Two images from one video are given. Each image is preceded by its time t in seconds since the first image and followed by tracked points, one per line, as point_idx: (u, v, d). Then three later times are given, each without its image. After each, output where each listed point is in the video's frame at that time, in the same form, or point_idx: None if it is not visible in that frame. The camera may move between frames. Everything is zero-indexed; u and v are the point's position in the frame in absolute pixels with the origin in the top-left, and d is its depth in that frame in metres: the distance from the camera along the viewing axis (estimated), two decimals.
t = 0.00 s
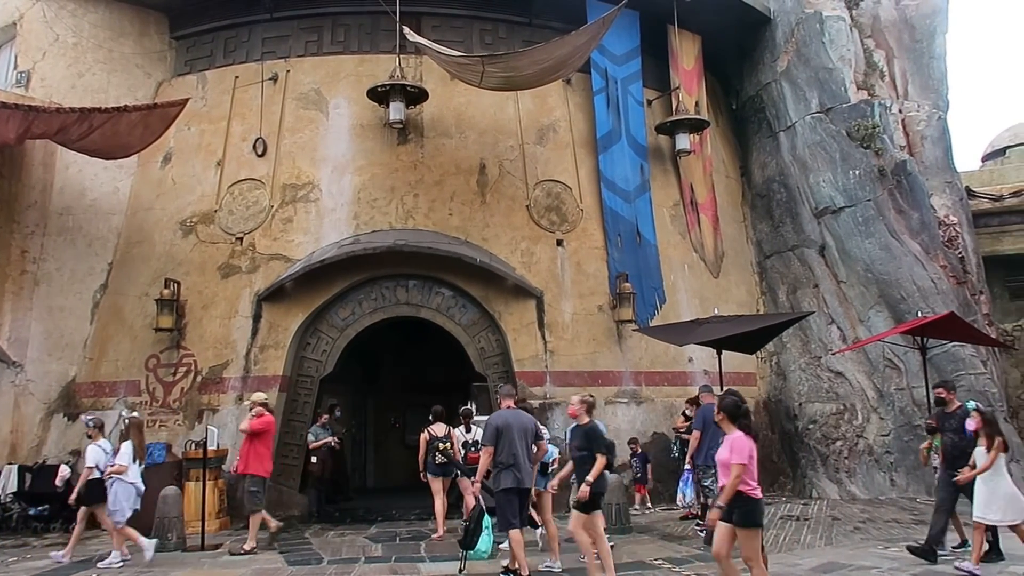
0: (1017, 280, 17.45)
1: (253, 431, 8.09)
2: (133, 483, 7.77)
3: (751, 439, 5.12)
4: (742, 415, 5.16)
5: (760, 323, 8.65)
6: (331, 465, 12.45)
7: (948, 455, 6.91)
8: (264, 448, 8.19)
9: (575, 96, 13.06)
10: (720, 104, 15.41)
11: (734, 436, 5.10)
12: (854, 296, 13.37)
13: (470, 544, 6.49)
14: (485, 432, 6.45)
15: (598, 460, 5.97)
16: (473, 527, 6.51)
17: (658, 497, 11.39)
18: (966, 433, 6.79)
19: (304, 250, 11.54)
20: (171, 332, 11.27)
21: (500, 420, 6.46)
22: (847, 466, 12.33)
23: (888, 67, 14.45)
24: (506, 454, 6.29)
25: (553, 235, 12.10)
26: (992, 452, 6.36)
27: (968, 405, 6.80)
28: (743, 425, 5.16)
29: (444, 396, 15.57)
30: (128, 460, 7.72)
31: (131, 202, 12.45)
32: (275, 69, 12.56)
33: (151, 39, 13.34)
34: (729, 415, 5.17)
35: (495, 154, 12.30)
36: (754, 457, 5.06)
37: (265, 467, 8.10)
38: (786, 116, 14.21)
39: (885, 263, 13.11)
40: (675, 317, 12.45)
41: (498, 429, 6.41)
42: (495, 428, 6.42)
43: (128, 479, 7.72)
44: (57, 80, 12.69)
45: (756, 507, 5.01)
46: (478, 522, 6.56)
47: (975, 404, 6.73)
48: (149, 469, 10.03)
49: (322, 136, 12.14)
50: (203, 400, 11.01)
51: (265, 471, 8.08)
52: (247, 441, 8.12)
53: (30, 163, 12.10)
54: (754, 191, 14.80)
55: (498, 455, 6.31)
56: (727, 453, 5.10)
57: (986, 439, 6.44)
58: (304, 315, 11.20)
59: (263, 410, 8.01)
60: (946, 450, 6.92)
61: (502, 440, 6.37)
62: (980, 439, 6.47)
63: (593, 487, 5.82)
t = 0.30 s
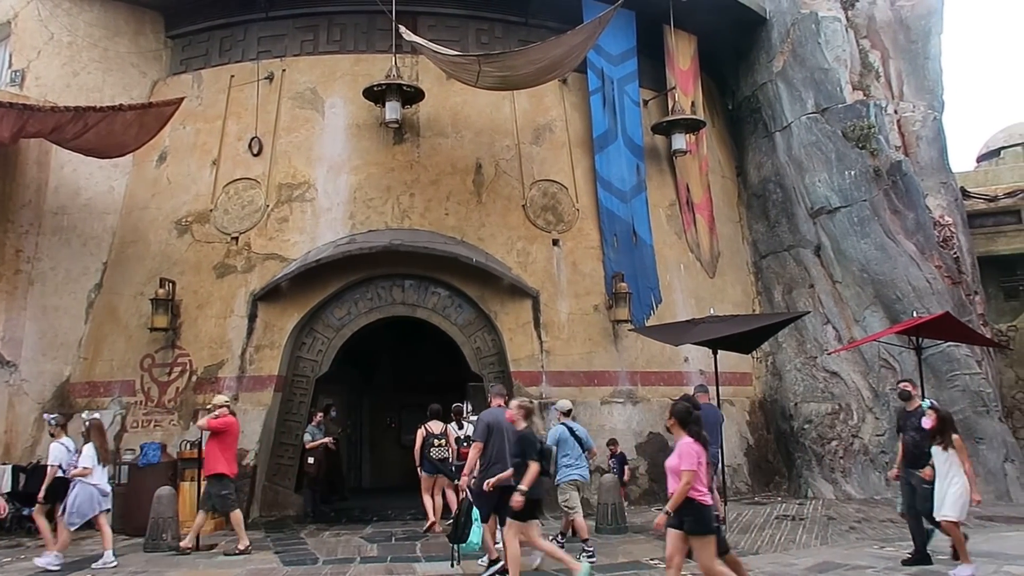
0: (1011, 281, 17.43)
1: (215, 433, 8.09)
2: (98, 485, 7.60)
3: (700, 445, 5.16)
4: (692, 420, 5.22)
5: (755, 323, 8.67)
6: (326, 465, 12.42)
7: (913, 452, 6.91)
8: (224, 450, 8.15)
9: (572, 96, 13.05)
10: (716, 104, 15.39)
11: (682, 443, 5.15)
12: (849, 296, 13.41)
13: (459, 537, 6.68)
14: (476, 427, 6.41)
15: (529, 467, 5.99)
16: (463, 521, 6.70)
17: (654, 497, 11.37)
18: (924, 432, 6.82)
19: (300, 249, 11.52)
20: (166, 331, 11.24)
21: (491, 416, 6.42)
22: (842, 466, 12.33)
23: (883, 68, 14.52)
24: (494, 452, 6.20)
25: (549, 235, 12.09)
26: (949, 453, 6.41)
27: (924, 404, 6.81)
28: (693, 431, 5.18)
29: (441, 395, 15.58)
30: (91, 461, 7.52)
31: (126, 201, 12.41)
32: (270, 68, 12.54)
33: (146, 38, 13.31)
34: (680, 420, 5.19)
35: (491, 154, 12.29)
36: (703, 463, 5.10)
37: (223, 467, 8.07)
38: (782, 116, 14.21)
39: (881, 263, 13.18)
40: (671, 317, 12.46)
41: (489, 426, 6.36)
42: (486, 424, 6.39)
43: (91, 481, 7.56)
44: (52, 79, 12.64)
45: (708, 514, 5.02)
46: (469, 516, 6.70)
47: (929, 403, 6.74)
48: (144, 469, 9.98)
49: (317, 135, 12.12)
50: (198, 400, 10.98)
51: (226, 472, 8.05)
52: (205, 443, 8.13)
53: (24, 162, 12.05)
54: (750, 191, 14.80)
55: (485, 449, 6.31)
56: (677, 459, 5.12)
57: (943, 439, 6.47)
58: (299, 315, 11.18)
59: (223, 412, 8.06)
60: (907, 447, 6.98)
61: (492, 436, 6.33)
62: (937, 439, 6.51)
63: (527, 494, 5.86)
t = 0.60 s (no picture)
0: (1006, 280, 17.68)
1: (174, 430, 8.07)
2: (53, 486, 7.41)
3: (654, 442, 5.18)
4: (646, 417, 5.21)
5: (752, 322, 8.67)
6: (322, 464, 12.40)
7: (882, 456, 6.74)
8: (186, 447, 8.14)
9: (568, 95, 13.04)
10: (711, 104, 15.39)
11: (637, 440, 5.16)
12: (845, 295, 13.45)
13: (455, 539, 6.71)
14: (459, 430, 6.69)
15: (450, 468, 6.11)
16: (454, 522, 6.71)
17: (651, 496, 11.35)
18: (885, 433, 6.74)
19: (296, 248, 11.50)
20: (161, 331, 11.21)
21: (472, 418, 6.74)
22: (838, 465, 12.33)
23: (878, 68, 14.59)
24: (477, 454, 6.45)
25: (546, 234, 12.08)
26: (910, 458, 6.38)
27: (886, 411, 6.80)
28: (647, 426, 5.21)
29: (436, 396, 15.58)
30: (43, 463, 7.41)
31: (121, 200, 12.38)
32: (266, 67, 12.51)
33: (141, 37, 13.27)
34: (633, 416, 5.21)
35: (487, 153, 12.28)
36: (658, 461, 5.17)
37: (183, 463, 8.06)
38: (778, 115, 14.23)
39: (876, 262, 13.24)
40: (668, 316, 12.47)
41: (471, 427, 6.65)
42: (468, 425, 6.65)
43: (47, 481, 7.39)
44: (46, 77, 12.58)
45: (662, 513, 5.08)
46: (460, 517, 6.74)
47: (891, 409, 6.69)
48: (139, 469, 9.93)
49: (314, 134, 12.10)
50: (193, 400, 10.95)
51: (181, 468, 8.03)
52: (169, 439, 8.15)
53: (19, 161, 11.99)
54: (746, 190, 14.81)
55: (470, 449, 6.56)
56: (631, 458, 5.15)
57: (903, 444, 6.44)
58: (295, 314, 11.15)
59: (183, 408, 8.08)
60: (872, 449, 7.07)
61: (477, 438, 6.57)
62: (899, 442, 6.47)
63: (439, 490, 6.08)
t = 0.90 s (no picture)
0: (1002, 279, 17.74)
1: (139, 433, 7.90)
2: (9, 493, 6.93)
3: (602, 444, 5.14)
4: (593, 418, 5.16)
5: (749, 320, 8.66)
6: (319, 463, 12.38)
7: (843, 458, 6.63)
8: (150, 448, 7.92)
9: (566, 93, 13.03)
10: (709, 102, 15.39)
11: (584, 442, 5.14)
12: (842, 293, 13.46)
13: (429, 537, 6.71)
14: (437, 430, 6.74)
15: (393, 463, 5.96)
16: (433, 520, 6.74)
17: (649, 494, 11.35)
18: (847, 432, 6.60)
19: (293, 246, 11.48)
20: (158, 329, 11.19)
21: (449, 416, 6.75)
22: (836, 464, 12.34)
23: (875, 67, 14.58)
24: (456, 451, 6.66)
25: (543, 233, 12.08)
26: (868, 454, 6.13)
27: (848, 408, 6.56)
28: (594, 428, 5.17)
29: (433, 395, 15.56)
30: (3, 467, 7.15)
31: (117, 198, 12.34)
32: (263, 64, 12.47)
33: (138, 34, 13.24)
34: (580, 418, 5.18)
35: (484, 151, 12.26)
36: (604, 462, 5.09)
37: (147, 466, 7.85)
38: (775, 114, 14.25)
39: (874, 261, 13.24)
40: (665, 314, 12.48)
41: (448, 426, 6.71)
42: (446, 425, 6.71)
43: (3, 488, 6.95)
44: (42, 75, 12.53)
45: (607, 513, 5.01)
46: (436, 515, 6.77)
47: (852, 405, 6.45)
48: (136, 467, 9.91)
49: (311, 132, 12.07)
50: (190, 398, 10.94)
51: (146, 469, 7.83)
52: (132, 441, 7.95)
53: (15, 158, 11.94)
54: (743, 189, 14.82)
55: (449, 449, 6.66)
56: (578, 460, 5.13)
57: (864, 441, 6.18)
58: (292, 312, 11.13)
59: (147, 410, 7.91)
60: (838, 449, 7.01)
61: (452, 437, 6.70)
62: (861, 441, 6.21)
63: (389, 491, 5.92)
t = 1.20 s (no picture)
0: (999, 277, 17.78)
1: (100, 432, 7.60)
2: None
3: (546, 440, 5.08)
4: (542, 415, 5.11)
5: (747, 318, 8.65)
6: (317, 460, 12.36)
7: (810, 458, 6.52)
8: (113, 446, 7.68)
9: (564, 91, 13.01)
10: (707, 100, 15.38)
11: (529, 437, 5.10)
12: (840, 292, 13.45)
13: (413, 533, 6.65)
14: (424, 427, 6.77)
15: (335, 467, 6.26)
16: (418, 519, 6.66)
17: (646, 492, 11.33)
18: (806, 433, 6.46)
19: (290, 243, 11.46)
20: (155, 326, 11.17)
21: (437, 414, 6.81)
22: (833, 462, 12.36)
23: (873, 65, 14.56)
24: (446, 446, 6.67)
25: (541, 231, 12.07)
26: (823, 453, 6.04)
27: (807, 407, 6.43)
28: (544, 424, 5.12)
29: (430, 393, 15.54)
30: None
31: (114, 195, 12.32)
32: (261, 61, 12.45)
33: (136, 31, 13.22)
34: (530, 415, 5.13)
35: (483, 148, 12.25)
36: (545, 458, 5.04)
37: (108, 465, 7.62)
38: (773, 112, 14.25)
39: (872, 260, 13.23)
40: (663, 312, 12.48)
41: (436, 424, 6.75)
42: (433, 423, 6.76)
43: None
44: (39, 71, 12.48)
45: (550, 509, 4.95)
46: (422, 513, 6.70)
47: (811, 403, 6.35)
48: (134, 465, 9.90)
49: (309, 129, 12.05)
50: (188, 396, 10.93)
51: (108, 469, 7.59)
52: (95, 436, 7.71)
53: (12, 155, 11.89)
54: (741, 187, 14.82)
55: (436, 448, 6.68)
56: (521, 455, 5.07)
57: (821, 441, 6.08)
58: (290, 309, 11.11)
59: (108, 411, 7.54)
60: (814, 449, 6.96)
61: (440, 434, 6.73)
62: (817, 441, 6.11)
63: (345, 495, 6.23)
